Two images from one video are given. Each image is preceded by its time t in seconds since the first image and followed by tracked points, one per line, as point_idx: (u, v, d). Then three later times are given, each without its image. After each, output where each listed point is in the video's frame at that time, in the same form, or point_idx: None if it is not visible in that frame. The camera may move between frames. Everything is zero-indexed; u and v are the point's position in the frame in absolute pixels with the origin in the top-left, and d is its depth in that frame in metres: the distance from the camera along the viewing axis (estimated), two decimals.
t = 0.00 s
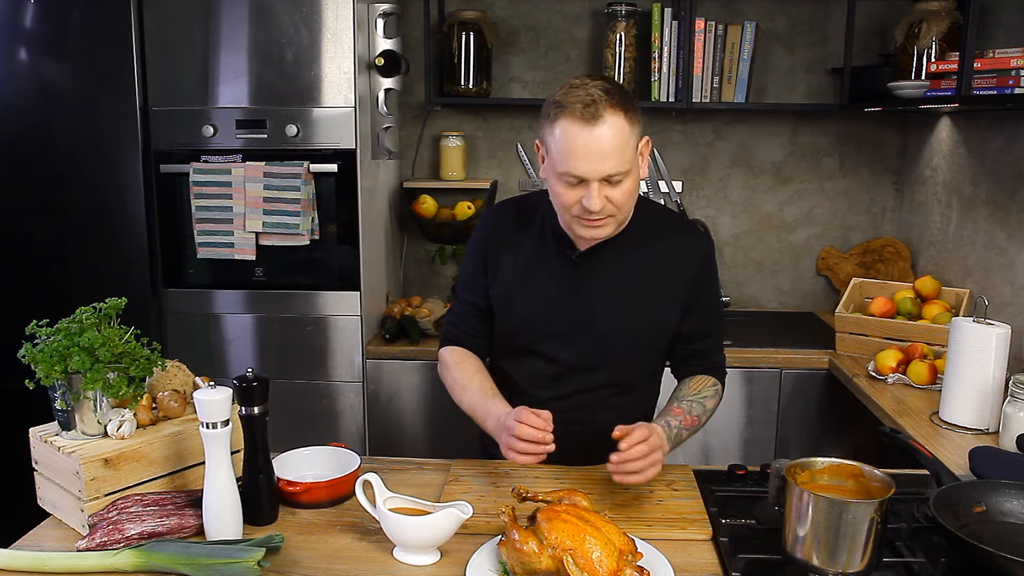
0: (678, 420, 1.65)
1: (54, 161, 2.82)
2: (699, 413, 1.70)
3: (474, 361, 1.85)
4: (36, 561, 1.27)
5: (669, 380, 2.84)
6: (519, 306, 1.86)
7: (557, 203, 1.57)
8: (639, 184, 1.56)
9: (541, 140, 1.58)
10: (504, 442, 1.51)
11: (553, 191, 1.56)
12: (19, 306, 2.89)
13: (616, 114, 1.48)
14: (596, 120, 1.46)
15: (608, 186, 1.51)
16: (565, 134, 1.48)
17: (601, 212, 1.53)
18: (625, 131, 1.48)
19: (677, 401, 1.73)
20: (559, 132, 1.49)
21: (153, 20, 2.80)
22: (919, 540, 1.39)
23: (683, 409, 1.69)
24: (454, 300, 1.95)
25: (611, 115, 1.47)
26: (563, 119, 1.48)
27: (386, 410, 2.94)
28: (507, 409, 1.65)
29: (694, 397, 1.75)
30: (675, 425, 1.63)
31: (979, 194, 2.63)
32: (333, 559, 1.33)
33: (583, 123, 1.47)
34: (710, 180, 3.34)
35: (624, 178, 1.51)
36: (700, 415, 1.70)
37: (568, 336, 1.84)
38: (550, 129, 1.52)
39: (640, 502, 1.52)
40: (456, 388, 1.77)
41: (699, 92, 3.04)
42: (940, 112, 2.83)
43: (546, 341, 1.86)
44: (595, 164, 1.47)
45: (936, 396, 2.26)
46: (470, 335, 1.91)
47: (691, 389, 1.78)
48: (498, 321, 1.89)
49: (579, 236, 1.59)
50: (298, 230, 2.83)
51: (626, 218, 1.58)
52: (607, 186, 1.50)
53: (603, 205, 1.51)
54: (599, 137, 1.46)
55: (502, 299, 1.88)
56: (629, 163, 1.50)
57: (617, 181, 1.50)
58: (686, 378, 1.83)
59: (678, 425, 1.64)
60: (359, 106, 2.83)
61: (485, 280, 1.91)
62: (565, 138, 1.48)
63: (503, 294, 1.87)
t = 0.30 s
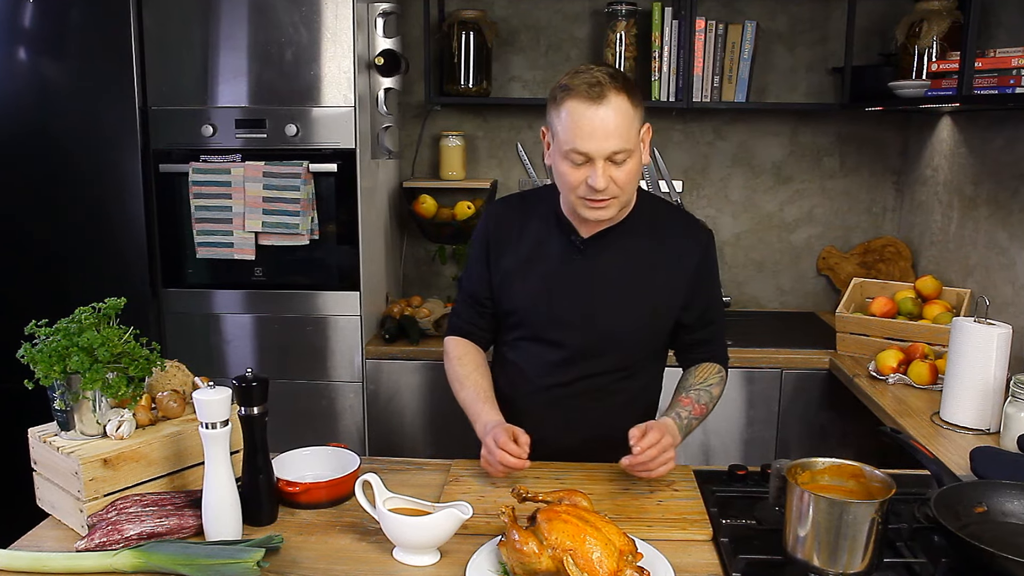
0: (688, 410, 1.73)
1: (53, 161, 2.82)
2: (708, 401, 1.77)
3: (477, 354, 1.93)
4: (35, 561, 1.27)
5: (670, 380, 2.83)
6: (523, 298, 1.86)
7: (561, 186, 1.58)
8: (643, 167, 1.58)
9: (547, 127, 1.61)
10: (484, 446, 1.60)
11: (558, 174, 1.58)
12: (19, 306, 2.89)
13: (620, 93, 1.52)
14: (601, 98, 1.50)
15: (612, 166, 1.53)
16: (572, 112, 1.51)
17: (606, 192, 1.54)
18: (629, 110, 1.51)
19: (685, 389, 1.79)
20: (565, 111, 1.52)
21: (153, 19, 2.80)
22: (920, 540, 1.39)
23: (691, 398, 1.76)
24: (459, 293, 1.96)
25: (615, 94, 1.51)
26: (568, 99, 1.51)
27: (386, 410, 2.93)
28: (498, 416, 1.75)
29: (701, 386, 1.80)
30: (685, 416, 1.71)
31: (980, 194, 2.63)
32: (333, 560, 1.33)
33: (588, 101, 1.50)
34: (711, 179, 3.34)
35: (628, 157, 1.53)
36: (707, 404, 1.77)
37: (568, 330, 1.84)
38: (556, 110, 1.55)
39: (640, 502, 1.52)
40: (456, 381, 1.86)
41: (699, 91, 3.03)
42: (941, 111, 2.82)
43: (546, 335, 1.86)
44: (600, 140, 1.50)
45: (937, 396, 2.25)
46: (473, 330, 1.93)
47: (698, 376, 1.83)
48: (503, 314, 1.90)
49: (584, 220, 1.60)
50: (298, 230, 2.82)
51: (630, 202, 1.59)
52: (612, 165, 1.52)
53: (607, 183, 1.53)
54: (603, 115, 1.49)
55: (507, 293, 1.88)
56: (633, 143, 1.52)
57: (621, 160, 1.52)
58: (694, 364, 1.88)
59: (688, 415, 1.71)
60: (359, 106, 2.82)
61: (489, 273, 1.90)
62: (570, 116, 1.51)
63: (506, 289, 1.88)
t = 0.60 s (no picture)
0: (718, 440, 1.52)
1: (52, 160, 2.81)
2: (733, 420, 1.57)
3: (481, 354, 1.95)
4: (34, 562, 1.26)
5: (671, 381, 2.83)
6: (519, 279, 1.90)
7: (565, 142, 1.76)
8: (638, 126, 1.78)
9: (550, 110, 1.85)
10: (478, 456, 1.63)
11: (560, 135, 1.77)
12: (18, 306, 2.89)
13: (611, 60, 1.80)
14: (595, 61, 1.78)
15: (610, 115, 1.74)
16: (570, 74, 1.78)
17: (606, 134, 1.72)
18: (617, 70, 1.77)
19: (704, 413, 1.58)
20: (565, 76, 1.78)
21: (152, 18, 2.79)
22: (921, 541, 1.38)
23: (716, 424, 1.54)
24: (464, 283, 2.01)
25: (607, 59, 1.79)
26: (564, 66, 1.79)
27: (386, 410, 2.93)
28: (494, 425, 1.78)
29: (720, 406, 1.59)
30: (718, 450, 1.50)
31: (982, 193, 2.62)
32: (333, 560, 1.32)
33: (584, 63, 1.78)
34: (711, 179, 3.33)
35: (624, 108, 1.75)
36: (734, 423, 1.56)
37: (564, 325, 1.86)
38: (556, 84, 1.81)
39: (641, 503, 1.51)
40: (457, 384, 1.89)
41: (700, 90, 3.03)
42: (942, 111, 2.82)
43: (542, 329, 1.88)
44: (597, 89, 1.74)
45: (938, 397, 2.25)
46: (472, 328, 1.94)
47: (714, 393, 1.62)
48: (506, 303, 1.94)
49: (587, 170, 1.74)
50: (298, 230, 2.82)
51: (629, 153, 1.75)
52: (609, 112, 1.73)
53: (606, 125, 1.72)
54: (596, 71, 1.76)
55: (507, 279, 1.92)
56: (624, 95, 1.76)
57: (617, 109, 1.74)
58: (704, 378, 1.68)
59: (721, 447, 1.51)
60: (359, 105, 2.82)
61: (492, 261, 1.96)
62: (569, 77, 1.77)
63: (508, 279, 1.92)
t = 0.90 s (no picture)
0: (715, 454, 1.47)
1: (51, 160, 2.81)
2: (727, 428, 1.52)
3: (484, 354, 1.95)
4: (33, 562, 1.26)
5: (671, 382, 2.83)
6: (518, 275, 1.90)
7: (558, 137, 1.79)
8: (630, 120, 1.80)
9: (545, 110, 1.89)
10: (480, 456, 1.64)
11: (553, 130, 1.80)
12: (17, 306, 2.88)
13: (603, 58, 1.83)
14: (587, 58, 1.82)
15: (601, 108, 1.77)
16: (562, 71, 1.82)
17: (596, 126, 1.74)
18: (608, 66, 1.81)
19: (696, 424, 1.53)
20: (558, 74, 1.83)
21: (152, 18, 2.79)
22: (922, 541, 1.38)
23: (710, 436, 1.50)
24: (466, 283, 2.02)
25: (599, 57, 1.83)
26: (557, 65, 1.83)
27: (386, 410, 2.92)
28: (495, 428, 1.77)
29: (711, 414, 1.54)
30: (716, 464, 1.45)
31: (983, 193, 2.62)
32: (333, 561, 1.32)
33: (575, 61, 1.82)
34: (711, 178, 3.33)
35: (614, 101, 1.78)
36: (728, 430, 1.52)
37: (564, 326, 1.86)
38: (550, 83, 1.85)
39: (641, 503, 1.51)
40: (461, 385, 1.89)
41: (700, 90, 3.02)
42: (943, 110, 2.81)
43: (541, 327, 1.88)
44: (587, 83, 1.78)
45: (939, 397, 2.24)
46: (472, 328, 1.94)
47: (703, 401, 1.57)
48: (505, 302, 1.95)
49: (579, 162, 1.76)
50: (298, 230, 2.82)
51: (621, 145, 1.77)
52: (600, 105, 1.76)
53: (597, 117, 1.74)
54: (588, 67, 1.80)
55: (507, 275, 1.93)
56: (615, 90, 1.79)
57: (608, 102, 1.77)
58: (691, 383, 1.62)
59: (718, 461, 1.46)
60: (358, 105, 2.81)
61: (493, 257, 1.97)
62: (561, 75, 1.81)
63: (507, 279, 1.93)
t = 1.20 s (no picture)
0: (721, 458, 1.46)
1: (50, 160, 2.81)
2: (733, 432, 1.51)
3: (485, 355, 1.94)
4: (31, 563, 1.25)
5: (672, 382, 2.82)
6: (519, 273, 1.90)
7: (551, 171, 1.74)
8: (624, 144, 1.73)
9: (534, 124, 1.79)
10: (481, 457, 1.64)
11: (546, 163, 1.75)
12: (16, 306, 2.88)
13: (591, 77, 1.69)
14: (574, 84, 1.68)
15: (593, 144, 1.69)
16: (549, 99, 1.69)
17: (589, 169, 1.69)
18: (598, 91, 1.68)
19: (701, 427, 1.52)
20: (544, 100, 1.70)
21: (151, 17, 2.78)
22: (923, 542, 1.37)
23: (716, 439, 1.49)
24: (466, 284, 2.01)
25: (587, 78, 1.68)
26: (543, 90, 1.70)
27: (386, 410, 2.92)
28: (495, 429, 1.77)
29: (716, 417, 1.53)
30: (721, 469, 1.45)
31: (984, 193, 2.61)
32: (332, 561, 1.32)
33: (562, 88, 1.68)
34: (712, 178, 3.32)
35: (606, 135, 1.69)
36: (734, 434, 1.51)
37: (564, 328, 1.86)
38: (536, 104, 1.74)
39: (642, 503, 1.50)
40: (462, 387, 1.89)
41: (701, 90, 3.02)
42: (944, 110, 2.81)
43: (542, 327, 1.88)
44: (576, 119, 1.67)
45: (940, 397, 2.24)
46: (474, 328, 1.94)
47: (709, 403, 1.55)
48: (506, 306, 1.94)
49: (576, 203, 1.74)
50: (297, 230, 2.81)
51: (615, 178, 1.73)
52: (592, 143, 1.68)
53: (589, 160, 1.69)
54: (576, 98, 1.67)
55: (508, 275, 1.93)
56: (607, 120, 1.69)
57: (600, 137, 1.69)
58: (696, 383, 1.61)
59: (724, 465, 1.46)
60: (358, 104, 2.81)
61: (495, 256, 1.97)
62: (548, 104, 1.69)
63: (508, 282, 1.92)
